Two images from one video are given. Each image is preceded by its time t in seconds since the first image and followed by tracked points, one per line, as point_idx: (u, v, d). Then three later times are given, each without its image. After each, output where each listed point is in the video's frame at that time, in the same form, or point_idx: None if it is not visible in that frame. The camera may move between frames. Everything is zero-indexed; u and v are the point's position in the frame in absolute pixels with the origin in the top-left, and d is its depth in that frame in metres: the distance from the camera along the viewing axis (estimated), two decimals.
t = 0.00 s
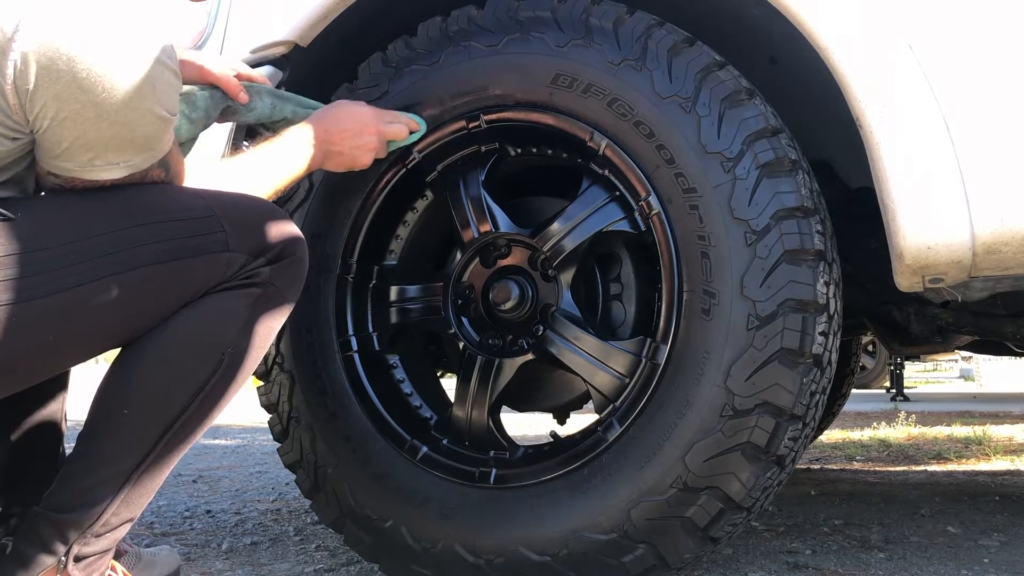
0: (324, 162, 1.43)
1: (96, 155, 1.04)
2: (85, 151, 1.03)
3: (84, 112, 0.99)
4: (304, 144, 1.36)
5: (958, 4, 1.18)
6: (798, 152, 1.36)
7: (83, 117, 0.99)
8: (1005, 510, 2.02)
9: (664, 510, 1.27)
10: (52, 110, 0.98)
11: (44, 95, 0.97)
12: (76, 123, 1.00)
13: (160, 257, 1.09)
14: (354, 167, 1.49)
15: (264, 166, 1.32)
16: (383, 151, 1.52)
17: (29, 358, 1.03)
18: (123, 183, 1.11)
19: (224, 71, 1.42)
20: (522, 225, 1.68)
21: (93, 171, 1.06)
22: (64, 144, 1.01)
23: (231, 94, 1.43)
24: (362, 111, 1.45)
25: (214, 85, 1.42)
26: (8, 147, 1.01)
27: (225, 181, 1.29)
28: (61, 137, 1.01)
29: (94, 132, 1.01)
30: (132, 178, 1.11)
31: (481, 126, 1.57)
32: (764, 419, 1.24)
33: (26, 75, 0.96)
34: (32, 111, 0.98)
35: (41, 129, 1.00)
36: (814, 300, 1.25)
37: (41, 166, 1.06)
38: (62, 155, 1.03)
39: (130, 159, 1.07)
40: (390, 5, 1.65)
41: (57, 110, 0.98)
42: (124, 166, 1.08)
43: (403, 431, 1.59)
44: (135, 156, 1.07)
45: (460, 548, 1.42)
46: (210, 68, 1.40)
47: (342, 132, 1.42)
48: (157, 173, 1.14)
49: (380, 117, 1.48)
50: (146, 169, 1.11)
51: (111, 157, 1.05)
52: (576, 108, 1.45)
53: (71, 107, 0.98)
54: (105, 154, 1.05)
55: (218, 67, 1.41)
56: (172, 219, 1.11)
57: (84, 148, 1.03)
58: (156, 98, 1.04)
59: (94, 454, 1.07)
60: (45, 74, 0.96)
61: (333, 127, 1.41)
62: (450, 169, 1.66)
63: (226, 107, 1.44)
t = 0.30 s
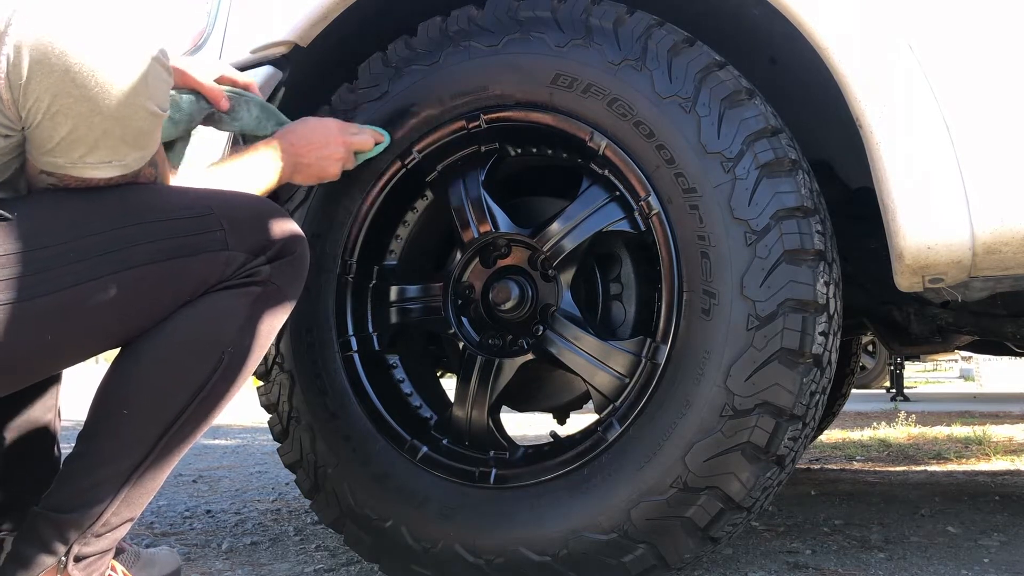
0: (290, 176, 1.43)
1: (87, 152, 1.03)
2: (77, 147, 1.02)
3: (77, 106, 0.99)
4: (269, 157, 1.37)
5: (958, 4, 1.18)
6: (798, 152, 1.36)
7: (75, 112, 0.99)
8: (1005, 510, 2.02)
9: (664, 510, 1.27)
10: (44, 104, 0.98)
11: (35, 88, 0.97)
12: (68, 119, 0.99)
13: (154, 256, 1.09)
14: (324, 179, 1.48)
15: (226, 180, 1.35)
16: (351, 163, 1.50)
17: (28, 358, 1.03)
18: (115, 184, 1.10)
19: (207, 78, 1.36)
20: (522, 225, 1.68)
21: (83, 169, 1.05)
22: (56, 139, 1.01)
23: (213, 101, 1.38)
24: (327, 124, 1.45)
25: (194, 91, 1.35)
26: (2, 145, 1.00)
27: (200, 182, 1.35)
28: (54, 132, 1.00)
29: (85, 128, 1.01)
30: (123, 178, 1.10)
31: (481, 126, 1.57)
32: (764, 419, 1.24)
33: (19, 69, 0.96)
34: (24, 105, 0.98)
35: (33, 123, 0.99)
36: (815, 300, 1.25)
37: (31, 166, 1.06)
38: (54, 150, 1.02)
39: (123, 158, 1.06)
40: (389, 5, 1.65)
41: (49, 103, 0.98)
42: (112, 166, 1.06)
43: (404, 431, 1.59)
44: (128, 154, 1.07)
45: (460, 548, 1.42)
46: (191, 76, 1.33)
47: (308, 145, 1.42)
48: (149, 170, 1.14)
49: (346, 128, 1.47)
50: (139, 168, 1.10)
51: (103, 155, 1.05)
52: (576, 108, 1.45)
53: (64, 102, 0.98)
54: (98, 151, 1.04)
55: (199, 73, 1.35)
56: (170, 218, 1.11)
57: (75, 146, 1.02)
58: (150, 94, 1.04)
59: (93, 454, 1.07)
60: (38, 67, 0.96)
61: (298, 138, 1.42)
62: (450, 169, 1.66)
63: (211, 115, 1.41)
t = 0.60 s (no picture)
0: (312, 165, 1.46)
1: (98, 152, 1.04)
2: (86, 147, 1.03)
3: (82, 105, 0.99)
4: (292, 145, 1.40)
5: (958, 4, 1.18)
6: (798, 152, 1.36)
7: (80, 111, 0.99)
8: (1005, 510, 2.02)
9: (664, 510, 1.27)
10: (51, 104, 0.98)
11: (41, 89, 0.97)
12: (74, 118, 0.99)
13: (155, 260, 1.09)
14: (343, 169, 1.51)
15: (248, 173, 1.35)
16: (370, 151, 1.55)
17: (27, 359, 1.03)
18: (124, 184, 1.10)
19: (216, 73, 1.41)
20: (522, 225, 1.68)
21: (93, 169, 1.05)
22: (64, 139, 1.01)
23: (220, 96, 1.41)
24: (345, 112, 1.50)
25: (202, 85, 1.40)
26: (8, 147, 1.02)
27: (228, 184, 1.33)
28: (61, 132, 1.00)
29: (93, 128, 1.01)
30: (132, 177, 1.10)
31: (481, 126, 1.57)
32: (764, 419, 1.24)
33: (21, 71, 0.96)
34: (31, 107, 0.98)
35: (41, 124, 1.00)
36: (815, 301, 1.25)
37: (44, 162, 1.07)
38: (63, 151, 1.02)
39: (131, 156, 1.06)
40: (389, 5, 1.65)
41: (55, 104, 0.98)
42: (123, 165, 1.07)
43: (404, 432, 1.59)
44: (137, 151, 1.07)
45: (460, 548, 1.42)
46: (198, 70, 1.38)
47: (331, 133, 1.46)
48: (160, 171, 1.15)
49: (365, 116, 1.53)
50: (149, 165, 1.11)
51: (111, 154, 1.05)
52: (576, 108, 1.45)
53: (69, 101, 0.98)
54: (107, 150, 1.04)
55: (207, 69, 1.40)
56: (174, 221, 1.11)
57: (86, 145, 1.02)
58: (154, 91, 1.04)
59: (94, 454, 1.07)
60: (40, 67, 0.96)
61: (318, 124, 1.45)
62: (450, 169, 1.65)
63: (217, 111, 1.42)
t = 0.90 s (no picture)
0: (381, 123, 1.49)
1: (120, 147, 1.04)
2: (102, 142, 1.03)
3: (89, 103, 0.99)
4: (359, 105, 1.44)
5: (958, 4, 1.18)
6: (798, 152, 1.36)
7: (89, 109, 0.99)
8: (1005, 510, 2.02)
9: (665, 510, 1.27)
10: (59, 104, 0.98)
11: (48, 92, 0.97)
12: (87, 116, 0.99)
13: (156, 256, 1.09)
14: (416, 124, 1.52)
15: (309, 148, 1.38)
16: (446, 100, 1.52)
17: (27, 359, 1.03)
18: (144, 176, 1.12)
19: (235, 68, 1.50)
20: (522, 225, 1.68)
21: (116, 163, 1.06)
22: (81, 138, 1.02)
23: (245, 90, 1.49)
24: (412, 64, 1.49)
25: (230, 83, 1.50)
26: (14, 142, 1.03)
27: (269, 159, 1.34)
28: (77, 132, 1.01)
29: (106, 124, 1.01)
30: (155, 166, 1.11)
31: (481, 126, 1.56)
32: (764, 419, 1.24)
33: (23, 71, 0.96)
34: (37, 105, 0.98)
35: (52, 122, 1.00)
36: (815, 300, 1.25)
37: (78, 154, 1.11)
38: (84, 148, 1.03)
39: (151, 146, 1.07)
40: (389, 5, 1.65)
41: (63, 104, 0.98)
42: (144, 155, 1.07)
43: (404, 431, 1.59)
44: (155, 144, 1.07)
45: (460, 548, 1.42)
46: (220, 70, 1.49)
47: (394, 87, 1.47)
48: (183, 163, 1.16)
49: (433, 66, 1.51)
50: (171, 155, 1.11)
51: (129, 147, 1.05)
52: (577, 108, 1.45)
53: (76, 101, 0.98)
54: (126, 144, 1.05)
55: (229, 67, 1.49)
56: (172, 219, 1.11)
57: (105, 142, 1.03)
58: (159, 82, 1.04)
59: (93, 455, 1.06)
60: (46, 70, 0.96)
61: (384, 83, 1.47)
62: (450, 169, 1.65)
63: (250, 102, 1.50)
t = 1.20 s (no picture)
0: (312, 174, 1.39)
1: (106, 147, 1.03)
2: (93, 142, 1.02)
3: (88, 98, 0.99)
4: (285, 156, 1.35)
5: (958, 4, 1.18)
6: (798, 152, 1.36)
7: (87, 105, 0.99)
8: (1005, 510, 2.02)
9: (665, 510, 1.27)
10: (57, 97, 0.98)
11: (46, 83, 0.97)
12: (80, 111, 0.99)
13: (150, 258, 1.07)
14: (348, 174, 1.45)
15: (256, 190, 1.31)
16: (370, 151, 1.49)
17: (29, 358, 1.03)
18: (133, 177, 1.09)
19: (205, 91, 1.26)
20: (522, 225, 1.68)
21: (101, 164, 1.04)
22: (69, 136, 1.01)
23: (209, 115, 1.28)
24: (334, 116, 1.45)
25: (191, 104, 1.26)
26: (9, 140, 1.02)
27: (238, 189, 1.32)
28: (67, 128, 1.00)
29: (100, 122, 1.00)
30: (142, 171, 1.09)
31: (481, 126, 1.57)
32: (764, 419, 1.24)
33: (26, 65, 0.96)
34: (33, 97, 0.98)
35: (47, 118, 0.99)
36: (815, 300, 1.25)
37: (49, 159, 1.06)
38: (68, 147, 1.02)
39: (140, 152, 1.06)
40: (390, 5, 1.65)
41: (61, 97, 0.98)
42: (130, 160, 1.06)
43: (404, 432, 1.59)
44: (147, 148, 1.06)
45: (460, 548, 1.42)
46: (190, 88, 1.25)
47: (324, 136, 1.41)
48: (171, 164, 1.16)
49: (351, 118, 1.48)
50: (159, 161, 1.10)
51: (120, 151, 1.04)
52: (577, 108, 1.45)
53: (74, 96, 0.98)
54: (114, 146, 1.03)
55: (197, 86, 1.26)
56: (172, 218, 1.09)
57: (93, 140, 1.02)
58: (161, 84, 1.04)
59: (94, 458, 1.06)
60: (46, 63, 0.96)
61: (311, 134, 1.40)
62: (450, 169, 1.65)
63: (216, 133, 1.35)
